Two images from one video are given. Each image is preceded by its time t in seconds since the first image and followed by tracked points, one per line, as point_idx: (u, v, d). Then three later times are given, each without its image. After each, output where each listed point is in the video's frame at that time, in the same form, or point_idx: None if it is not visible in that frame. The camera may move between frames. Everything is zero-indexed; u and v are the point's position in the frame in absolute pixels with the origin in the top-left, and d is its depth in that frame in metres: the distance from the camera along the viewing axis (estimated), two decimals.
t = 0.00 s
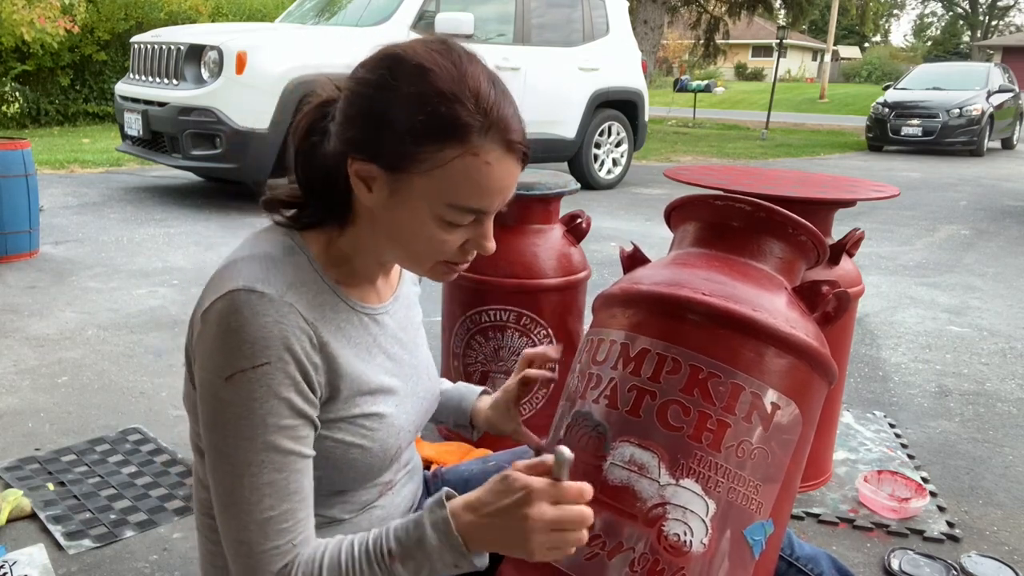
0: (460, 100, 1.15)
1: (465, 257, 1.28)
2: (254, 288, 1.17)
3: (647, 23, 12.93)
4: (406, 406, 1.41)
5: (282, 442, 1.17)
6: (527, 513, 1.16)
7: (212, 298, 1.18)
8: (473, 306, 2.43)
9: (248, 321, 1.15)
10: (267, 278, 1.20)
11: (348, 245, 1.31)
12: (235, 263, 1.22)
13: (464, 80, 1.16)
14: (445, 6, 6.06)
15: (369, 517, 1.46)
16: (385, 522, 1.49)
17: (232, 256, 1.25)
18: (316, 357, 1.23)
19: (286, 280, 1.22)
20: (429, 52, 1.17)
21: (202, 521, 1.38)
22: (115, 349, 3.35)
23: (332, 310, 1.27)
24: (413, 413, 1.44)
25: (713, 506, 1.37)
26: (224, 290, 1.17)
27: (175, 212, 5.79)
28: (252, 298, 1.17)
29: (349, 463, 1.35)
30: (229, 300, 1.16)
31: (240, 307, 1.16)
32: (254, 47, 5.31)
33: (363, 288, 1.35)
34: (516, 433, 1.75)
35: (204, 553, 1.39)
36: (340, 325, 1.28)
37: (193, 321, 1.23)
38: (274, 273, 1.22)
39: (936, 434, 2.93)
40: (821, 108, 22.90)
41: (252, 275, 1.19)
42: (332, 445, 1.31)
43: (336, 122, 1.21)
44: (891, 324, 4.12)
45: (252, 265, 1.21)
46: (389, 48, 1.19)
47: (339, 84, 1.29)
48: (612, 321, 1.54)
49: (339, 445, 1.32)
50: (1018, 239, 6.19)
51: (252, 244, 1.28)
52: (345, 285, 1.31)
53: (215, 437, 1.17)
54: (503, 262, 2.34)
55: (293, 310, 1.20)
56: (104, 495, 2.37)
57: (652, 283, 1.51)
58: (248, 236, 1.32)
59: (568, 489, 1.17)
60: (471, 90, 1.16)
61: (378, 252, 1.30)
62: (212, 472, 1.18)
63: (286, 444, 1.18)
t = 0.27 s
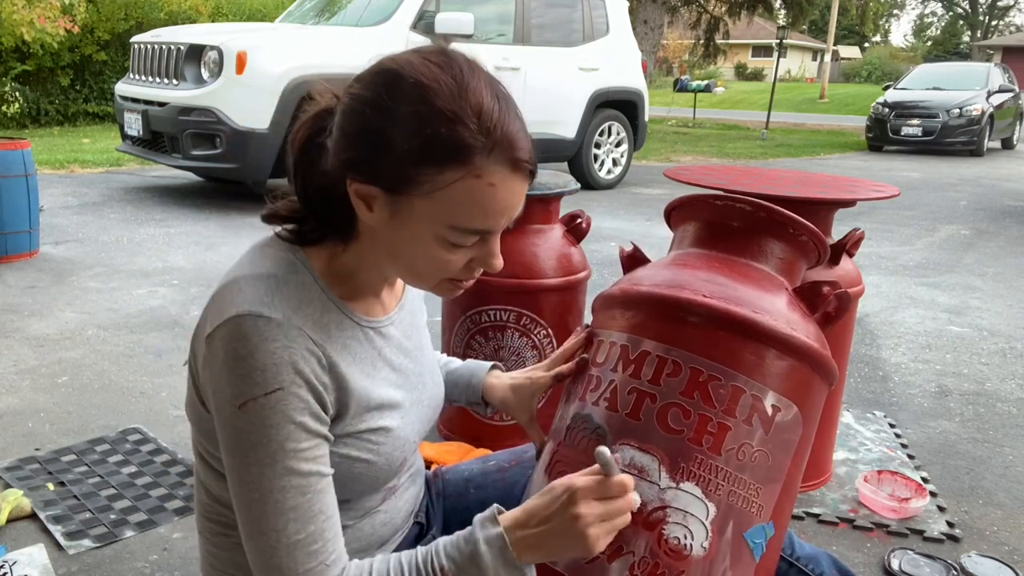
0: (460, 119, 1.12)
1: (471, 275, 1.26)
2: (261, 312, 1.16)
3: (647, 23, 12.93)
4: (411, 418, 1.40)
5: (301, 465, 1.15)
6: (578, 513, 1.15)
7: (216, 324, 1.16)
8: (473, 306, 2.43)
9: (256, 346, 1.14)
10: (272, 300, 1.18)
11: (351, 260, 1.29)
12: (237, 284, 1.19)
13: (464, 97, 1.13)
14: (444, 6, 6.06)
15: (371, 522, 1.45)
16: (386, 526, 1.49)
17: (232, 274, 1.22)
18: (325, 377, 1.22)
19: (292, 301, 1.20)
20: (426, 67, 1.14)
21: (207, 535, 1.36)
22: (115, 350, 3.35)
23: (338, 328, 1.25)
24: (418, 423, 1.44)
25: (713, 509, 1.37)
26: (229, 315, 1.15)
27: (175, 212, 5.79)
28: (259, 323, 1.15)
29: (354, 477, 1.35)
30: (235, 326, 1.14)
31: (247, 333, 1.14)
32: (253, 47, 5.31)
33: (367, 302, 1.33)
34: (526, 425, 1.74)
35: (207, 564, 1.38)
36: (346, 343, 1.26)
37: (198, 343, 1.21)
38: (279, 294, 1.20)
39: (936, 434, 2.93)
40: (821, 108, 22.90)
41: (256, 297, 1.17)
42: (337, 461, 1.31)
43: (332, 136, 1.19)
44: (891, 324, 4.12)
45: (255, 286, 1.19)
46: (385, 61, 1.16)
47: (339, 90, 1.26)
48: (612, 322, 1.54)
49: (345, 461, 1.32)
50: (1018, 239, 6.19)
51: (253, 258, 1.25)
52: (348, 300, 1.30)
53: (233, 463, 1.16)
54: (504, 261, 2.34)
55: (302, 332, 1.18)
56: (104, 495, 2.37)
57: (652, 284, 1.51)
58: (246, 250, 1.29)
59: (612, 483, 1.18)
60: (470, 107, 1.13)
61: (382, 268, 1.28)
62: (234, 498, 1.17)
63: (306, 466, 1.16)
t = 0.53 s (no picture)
0: (469, 142, 1.10)
1: (479, 292, 1.25)
2: (268, 329, 1.14)
3: (647, 23, 12.94)
4: (415, 427, 1.40)
5: (313, 481, 1.14)
6: (586, 523, 1.15)
7: (222, 341, 1.14)
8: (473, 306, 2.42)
9: (264, 364, 1.12)
10: (278, 316, 1.17)
11: (358, 274, 1.27)
12: (241, 298, 1.18)
13: (472, 116, 1.11)
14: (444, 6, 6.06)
15: (373, 526, 1.45)
16: (388, 529, 1.48)
17: (236, 289, 1.20)
18: (333, 392, 1.21)
19: (300, 317, 1.19)
20: (433, 86, 1.12)
21: (209, 540, 1.36)
22: (115, 350, 3.35)
23: (345, 342, 1.24)
24: (422, 431, 1.44)
25: (715, 513, 1.37)
26: (235, 332, 1.14)
27: (175, 212, 5.79)
28: (266, 340, 1.14)
29: (360, 488, 1.35)
30: (242, 343, 1.13)
31: (254, 351, 1.13)
32: (253, 47, 5.31)
33: (374, 313, 1.32)
34: (526, 426, 1.74)
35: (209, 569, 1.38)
36: (353, 356, 1.25)
37: (203, 358, 1.19)
38: (285, 310, 1.18)
39: (936, 434, 2.93)
40: (820, 108, 22.90)
41: (262, 314, 1.16)
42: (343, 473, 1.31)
43: (337, 150, 1.18)
44: (891, 324, 4.12)
45: (261, 301, 1.17)
46: (390, 79, 1.15)
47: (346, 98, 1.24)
48: (615, 323, 1.55)
49: (351, 473, 1.32)
50: (1018, 239, 6.19)
51: (258, 271, 1.24)
52: (355, 313, 1.28)
53: (243, 481, 1.14)
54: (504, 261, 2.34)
55: (310, 349, 1.17)
56: (104, 495, 2.37)
57: (656, 286, 1.51)
58: (248, 263, 1.27)
59: (622, 492, 1.18)
60: (478, 126, 1.11)
61: (389, 283, 1.27)
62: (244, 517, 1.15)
63: (319, 482, 1.14)
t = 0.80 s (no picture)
0: (471, 159, 1.09)
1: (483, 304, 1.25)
2: (273, 341, 1.14)
3: (647, 23, 12.94)
4: (422, 432, 1.40)
5: (321, 492, 1.14)
6: (598, 533, 1.14)
7: (226, 352, 1.14)
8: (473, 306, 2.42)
9: (270, 376, 1.12)
10: (284, 326, 1.16)
11: (363, 283, 1.27)
12: (246, 308, 1.17)
13: (476, 132, 1.10)
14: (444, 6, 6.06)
15: (378, 529, 1.45)
16: (392, 532, 1.48)
17: (240, 297, 1.20)
18: (340, 402, 1.20)
19: (306, 327, 1.19)
20: (435, 100, 1.11)
21: (211, 541, 1.36)
22: (115, 350, 3.35)
23: (352, 351, 1.23)
24: (428, 435, 1.44)
25: (715, 514, 1.37)
26: (240, 343, 1.13)
27: (175, 212, 5.79)
28: (272, 352, 1.13)
29: (366, 493, 1.35)
30: (246, 354, 1.12)
31: (260, 363, 1.12)
32: (253, 47, 5.31)
33: (380, 319, 1.32)
34: (526, 426, 1.74)
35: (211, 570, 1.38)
36: (360, 365, 1.25)
37: (207, 368, 1.19)
38: (291, 319, 1.18)
39: (936, 434, 2.93)
40: (820, 108, 22.90)
41: (267, 324, 1.15)
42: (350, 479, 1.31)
43: (339, 159, 1.17)
44: (891, 324, 4.12)
45: (266, 311, 1.17)
46: (392, 91, 1.14)
47: (348, 105, 1.23)
48: (614, 323, 1.55)
49: (359, 479, 1.32)
50: (1018, 238, 6.19)
51: (263, 278, 1.23)
52: (361, 321, 1.28)
53: (250, 492, 1.14)
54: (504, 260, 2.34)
55: (316, 359, 1.17)
56: (104, 495, 2.37)
57: (655, 286, 1.51)
58: (252, 270, 1.27)
59: (634, 499, 1.16)
60: (481, 143, 1.10)
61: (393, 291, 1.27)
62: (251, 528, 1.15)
63: (327, 493, 1.14)
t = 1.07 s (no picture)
0: (474, 173, 1.09)
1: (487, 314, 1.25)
2: (277, 346, 1.14)
3: (647, 23, 12.94)
4: (425, 435, 1.40)
5: (327, 498, 1.14)
6: (631, 531, 1.15)
7: (230, 357, 1.14)
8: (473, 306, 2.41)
9: (274, 382, 1.12)
10: (288, 331, 1.16)
11: (366, 287, 1.26)
12: (250, 312, 1.17)
13: (479, 143, 1.09)
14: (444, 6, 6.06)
15: (381, 531, 1.45)
16: (394, 534, 1.48)
17: (244, 301, 1.20)
18: (345, 406, 1.21)
19: (310, 331, 1.19)
20: (438, 111, 1.11)
21: (212, 541, 1.36)
22: (115, 350, 3.34)
23: (356, 356, 1.23)
24: (432, 437, 1.44)
25: (715, 514, 1.37)
26: (243, 348, 1.13)
27: (175, 212, 5.79)
28: (276, 357, 1.13)
29: (370, 496, 1.36)
30: (250, 359, 1.12)
31: (263, 368, 1.12)
32: (253, 47, 5.32)
33: (386, 324, 1.31)
34: (526, 426, 1.74)
35: (212, 570, 1.38)
36: (365, 368, 1.25)
37: (211, 373, 1.19)
38: (295, 324, 1.18)
39: (936, 434, 2.93)
40: (820, 108, 22.90)
41: (270, 329, 1.15)
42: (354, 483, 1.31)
43: (342, 165, 1.17)
44: (891, 324, 4.12)
45: (271, 316, 1.17)
46: (395, 101, 1.14)
47: (352, 110, 1.23)
48: (615, 323, 1.55)
49: (363, 483, 1.32)
50: (1018, 239, 6.19)
51: (266, 283, 1.23)
52: (366, 325, 1.27)
53: (254, 497, 1.14)
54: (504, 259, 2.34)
55: (320, 364, 1.17)
56: (104, 495, 2.37)
57: (655, 286, 1.51)
58: (254, 274, 1.27)
59: (662, 499, 1.17)
60: (484, 156, 1.09)
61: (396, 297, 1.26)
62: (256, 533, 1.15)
63: (333, 498, 1.14)
